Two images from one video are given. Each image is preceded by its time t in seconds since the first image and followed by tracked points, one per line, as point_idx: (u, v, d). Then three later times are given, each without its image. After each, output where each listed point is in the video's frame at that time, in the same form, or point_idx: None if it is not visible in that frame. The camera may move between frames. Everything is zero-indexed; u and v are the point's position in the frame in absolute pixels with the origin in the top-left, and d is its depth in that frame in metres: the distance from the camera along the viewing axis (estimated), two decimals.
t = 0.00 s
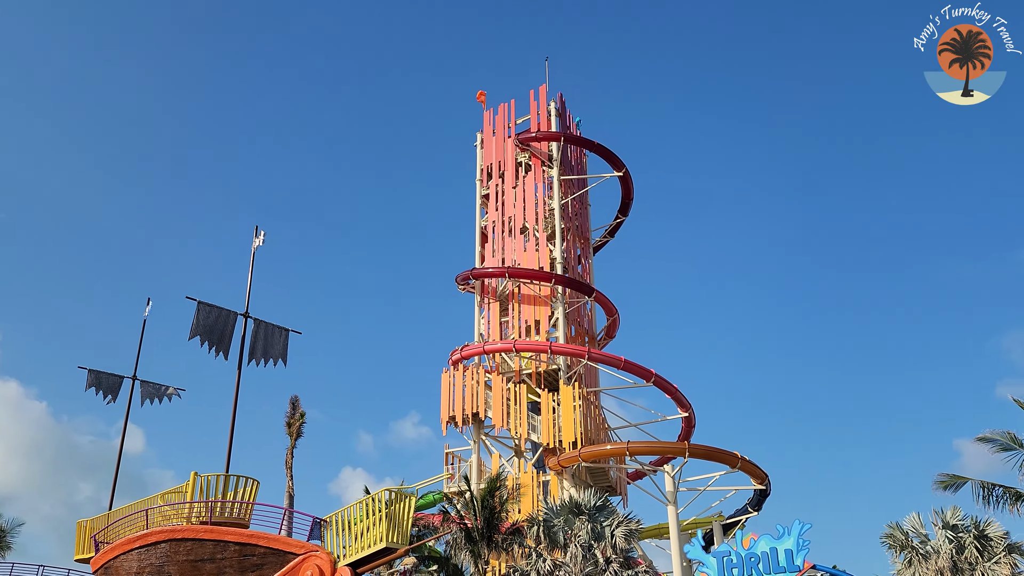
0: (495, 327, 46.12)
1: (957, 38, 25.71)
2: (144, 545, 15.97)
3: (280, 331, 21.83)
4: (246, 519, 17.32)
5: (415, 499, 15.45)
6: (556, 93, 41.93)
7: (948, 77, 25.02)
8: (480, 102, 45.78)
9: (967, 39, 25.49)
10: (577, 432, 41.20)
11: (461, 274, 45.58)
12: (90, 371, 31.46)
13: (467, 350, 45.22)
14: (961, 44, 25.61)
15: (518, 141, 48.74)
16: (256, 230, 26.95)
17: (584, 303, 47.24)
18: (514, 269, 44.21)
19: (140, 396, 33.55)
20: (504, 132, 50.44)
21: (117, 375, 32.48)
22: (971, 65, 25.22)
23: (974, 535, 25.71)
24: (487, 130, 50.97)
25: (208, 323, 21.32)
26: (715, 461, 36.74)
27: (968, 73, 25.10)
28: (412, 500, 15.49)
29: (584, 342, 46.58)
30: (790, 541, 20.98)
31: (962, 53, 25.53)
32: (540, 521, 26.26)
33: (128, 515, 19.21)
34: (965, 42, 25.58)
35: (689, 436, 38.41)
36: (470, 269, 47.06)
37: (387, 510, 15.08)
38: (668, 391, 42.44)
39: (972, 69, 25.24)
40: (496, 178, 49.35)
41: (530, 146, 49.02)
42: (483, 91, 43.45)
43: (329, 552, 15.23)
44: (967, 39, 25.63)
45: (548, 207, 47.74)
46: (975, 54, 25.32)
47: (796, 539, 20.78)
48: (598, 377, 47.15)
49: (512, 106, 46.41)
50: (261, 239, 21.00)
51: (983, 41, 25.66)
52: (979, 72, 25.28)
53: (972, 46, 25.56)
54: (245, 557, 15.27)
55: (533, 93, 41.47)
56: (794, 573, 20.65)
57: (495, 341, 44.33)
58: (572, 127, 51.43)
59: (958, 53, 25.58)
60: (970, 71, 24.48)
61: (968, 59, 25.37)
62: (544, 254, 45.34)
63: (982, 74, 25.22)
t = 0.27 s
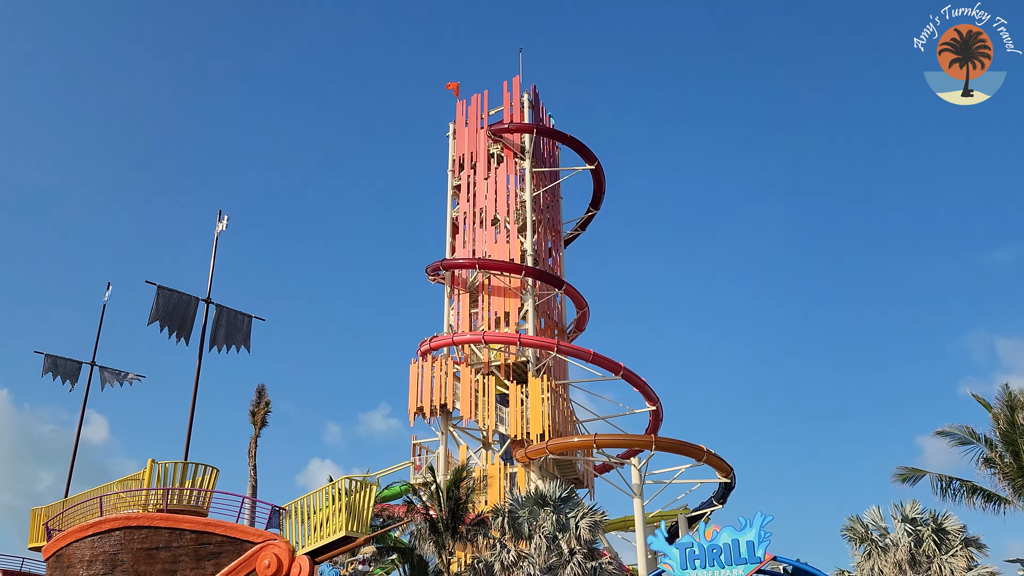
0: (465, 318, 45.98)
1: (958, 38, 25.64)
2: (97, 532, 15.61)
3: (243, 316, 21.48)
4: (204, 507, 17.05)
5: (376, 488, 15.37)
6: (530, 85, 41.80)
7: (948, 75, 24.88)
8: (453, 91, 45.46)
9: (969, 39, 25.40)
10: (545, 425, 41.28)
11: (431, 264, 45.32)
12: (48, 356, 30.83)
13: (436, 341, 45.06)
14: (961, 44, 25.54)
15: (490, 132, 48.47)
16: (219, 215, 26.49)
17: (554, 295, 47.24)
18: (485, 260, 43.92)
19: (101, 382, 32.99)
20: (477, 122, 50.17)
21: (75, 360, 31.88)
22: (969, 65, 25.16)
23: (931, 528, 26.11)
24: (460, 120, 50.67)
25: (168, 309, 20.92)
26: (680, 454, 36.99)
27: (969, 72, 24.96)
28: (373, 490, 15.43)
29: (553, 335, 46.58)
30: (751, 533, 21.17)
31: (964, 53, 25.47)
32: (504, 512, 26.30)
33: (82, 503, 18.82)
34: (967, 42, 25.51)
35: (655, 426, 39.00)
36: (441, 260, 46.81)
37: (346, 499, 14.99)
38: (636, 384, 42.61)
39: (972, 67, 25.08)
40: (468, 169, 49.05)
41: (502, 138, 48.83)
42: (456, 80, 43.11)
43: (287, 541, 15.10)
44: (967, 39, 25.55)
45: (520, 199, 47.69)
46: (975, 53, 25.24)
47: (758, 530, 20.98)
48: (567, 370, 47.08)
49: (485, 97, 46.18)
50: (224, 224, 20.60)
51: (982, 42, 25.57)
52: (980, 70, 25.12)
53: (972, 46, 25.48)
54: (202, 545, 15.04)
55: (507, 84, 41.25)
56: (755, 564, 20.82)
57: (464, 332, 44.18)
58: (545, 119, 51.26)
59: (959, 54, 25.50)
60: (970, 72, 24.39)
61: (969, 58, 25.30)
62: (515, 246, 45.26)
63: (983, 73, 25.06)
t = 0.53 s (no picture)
0: (435, 304, 45.77)
1: (959, 39, 25.41)
2: (51, 515, 15.31)
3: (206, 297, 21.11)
4: (163, 490, 16.78)
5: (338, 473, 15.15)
6: (505, 71, 41.65)
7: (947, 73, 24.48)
8: (427, 76, 45.02)
9: (969, 40, 25.16)
10: (514, 412, 41.22)
11: (402, 250, 44.99)
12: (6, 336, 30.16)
13: (406, 327, 44.82)
14: (961, 44, 25.29)
15: (463, 118, 48.13)
16: (185, 195, 25.95)
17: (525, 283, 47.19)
18: (455, 247, 43.78)
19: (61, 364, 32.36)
20: (450, 108, 49.84)
21: (34, 340, 31.24)
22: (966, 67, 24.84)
23: (892, 517, 26.50)
24: (433, 105, 50.32)
25: (129, 289, 20.50)
26: (648, 442, 37.14)
27: (969, 72, 24.56)
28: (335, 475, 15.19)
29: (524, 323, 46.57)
30: (715, 520, 21.28)
31: (964, 53, 25.15)
32: (470, 498, 26.25)
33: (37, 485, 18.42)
34: (967, 43, 25.25)
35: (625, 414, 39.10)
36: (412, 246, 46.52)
37: (308, 483, 14.73)
38: (605, 373, 42.71)
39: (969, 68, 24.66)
40: (441, 155, 48.73)
41: (475, 124, 48.51)
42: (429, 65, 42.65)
43: (247, 525, 14.80)
44: (968, 39, 25.32)
45: (493, 185, 47.57)
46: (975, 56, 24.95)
47: (722, 517, 21.07)
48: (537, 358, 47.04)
49: (459, 82, 45.84)
50: (187, 203, 20.24)
51: (981, 41, 25.37)
52: (979, 72, 24.74)
53: (972, 46, 25.26)
54: (159, 529, 14.84)
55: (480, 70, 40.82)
56: (719, 551, 20.94)
57: (434, 319, 43.97)
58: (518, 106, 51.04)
59: (961, 54, 25.16)
60: (969, 74, 24.12)
61: (969, 59, 24.97)
62: (487, 233, 45.17)
63: (983, 74, 24.58)
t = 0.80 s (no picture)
0: (409, 284, 45.50)
1: (957, 38, 24.91)
2: (9, 491, 14.95)
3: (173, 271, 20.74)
4: (128, 467, 16.52)
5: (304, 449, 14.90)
6: (482, 49, 41.15)
7: (945, 73, 24.07)
8: (403, 52, 44.41)
9: (967, 38, 24.68)
10: (488, 392, 41.19)
11: (376, 228, 44.57)
12: None
13: (380, 306, 44.51)
14: (960, 44, 24.77)
15: (440, 96, 47.59)
16: (153, 167, 25.37)
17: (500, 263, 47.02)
18: (430, 226, 43.51)
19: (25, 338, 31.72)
20: (426, 85, 49.25)
21: None
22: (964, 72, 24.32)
23: (858, 498, 26.74)
24: (409, 82, 49.73)
25: (93, 262, 20.06)
26: (620, 423, 37.31)
27: (967, 72, 24.10)
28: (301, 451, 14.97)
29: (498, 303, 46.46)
30: (684, 499, 21.37)
31: (961, 53, 24.71)
32: (441, 477, 26.04)
33: None
34: (963, 41, 24.74)
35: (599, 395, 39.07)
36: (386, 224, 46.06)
37: (273, 460, 14.58)
38: (579, 354, 42.83)
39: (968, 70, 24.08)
40: (416, 133, 48.23)
41: (452, 103, 47.83)
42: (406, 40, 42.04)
43: (211, 501, 14.64)
44: (967, 38, 24.85)
45: (469, 165, 47.16)
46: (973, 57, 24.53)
47: (691, 497, 21.20)
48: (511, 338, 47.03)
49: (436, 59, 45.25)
50: (153, 175, 19.83)
51: (982, 41, 24.84)
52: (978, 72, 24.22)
53: (972, 46, 24.74)
54: (120, 505, 14.63)
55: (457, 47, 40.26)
56: (687, 530, 21.11)
57: (408, 298, 43.70)
58: (495, 85, 50.64)
59: (956, 55, 24.72)
60: (968, 75, 23.69)
61: (965, 60, 24.55)
62: (462, 212, 44.82)
63: (981, 74, 24.09)
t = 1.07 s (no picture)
0: (389, 257, 45.19)
1: (957, 38, 24.84)
2: None
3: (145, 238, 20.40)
4: (98, 436, 16.28)
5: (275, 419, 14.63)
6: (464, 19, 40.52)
7: (945, 74, 24.04)
8: (383, 20, 43.60)
9: (967, 38, 24.61)
10: (467, 366, 41.17)
11: (356, 200, 44.09)
12: None
13: (359, 279, 44.23)
14: (960, 44, 24.73)
15: (421, 66, 46.96)
16: (127, 133, 24.83)
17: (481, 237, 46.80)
18: (411, 198, 42.91)
19: None
20: (408, 55, 48.57)
21: None
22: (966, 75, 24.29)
23: (832, 472, 26.97)
24: (390, 52, 49.05)
25: (62, 227, 19.64)
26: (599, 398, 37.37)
27: (967, 72, 24.09)
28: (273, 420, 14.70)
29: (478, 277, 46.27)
30: (659, 473, 21.41)
31: (961, 53, 24.68)
32: (417, 450, 25.63)
33: None
34: (963, 41, 24.67)
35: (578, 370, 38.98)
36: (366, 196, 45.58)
37: (245, 428, 14.32)
38: (559, 329, 42.82)
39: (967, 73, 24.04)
40: (398, 104, 47.63)
41: (433, 73, 47.28)
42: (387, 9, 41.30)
43: (181, 470, 14.48)
44: (967, 38, 24.77)
45: (450, 137, 46.72)
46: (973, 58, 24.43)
47: (666, 471, 21.24)
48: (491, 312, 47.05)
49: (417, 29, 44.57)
50: (125, 139, 19.45)
51: (982, 40, 24.78)
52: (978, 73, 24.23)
53: (972, 45, 24.69)
54: (88, 474, 14.41)
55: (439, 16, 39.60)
56: (662, 504, 21.18)
57: (388, 271, 43.41)
58: (477, 56, 50.09)
59: (955, 56, 24.67)
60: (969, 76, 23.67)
61: (964, 60, 24.52)
62: (443, 185, 44.38)
63: (981, 74, 24.12)
